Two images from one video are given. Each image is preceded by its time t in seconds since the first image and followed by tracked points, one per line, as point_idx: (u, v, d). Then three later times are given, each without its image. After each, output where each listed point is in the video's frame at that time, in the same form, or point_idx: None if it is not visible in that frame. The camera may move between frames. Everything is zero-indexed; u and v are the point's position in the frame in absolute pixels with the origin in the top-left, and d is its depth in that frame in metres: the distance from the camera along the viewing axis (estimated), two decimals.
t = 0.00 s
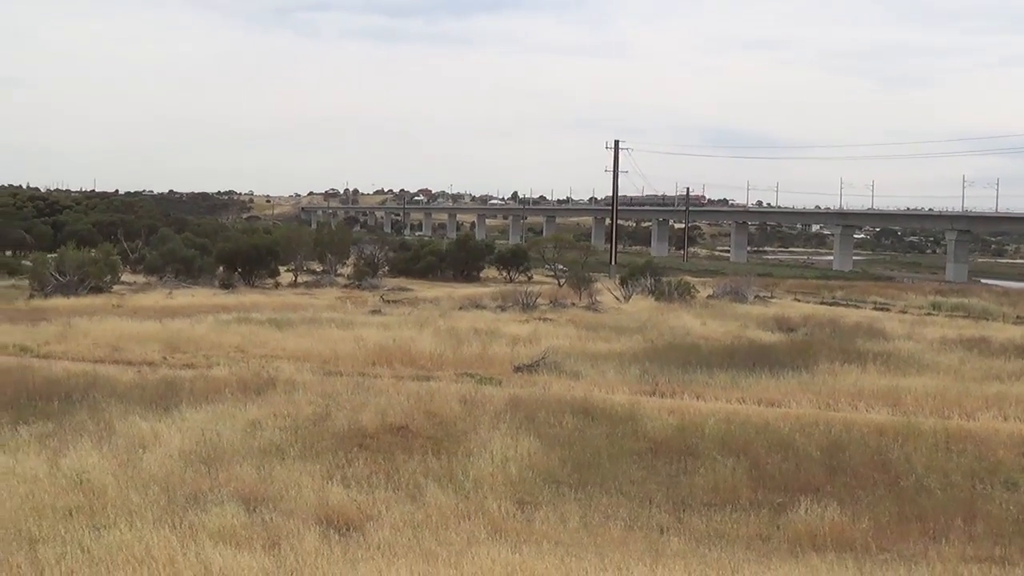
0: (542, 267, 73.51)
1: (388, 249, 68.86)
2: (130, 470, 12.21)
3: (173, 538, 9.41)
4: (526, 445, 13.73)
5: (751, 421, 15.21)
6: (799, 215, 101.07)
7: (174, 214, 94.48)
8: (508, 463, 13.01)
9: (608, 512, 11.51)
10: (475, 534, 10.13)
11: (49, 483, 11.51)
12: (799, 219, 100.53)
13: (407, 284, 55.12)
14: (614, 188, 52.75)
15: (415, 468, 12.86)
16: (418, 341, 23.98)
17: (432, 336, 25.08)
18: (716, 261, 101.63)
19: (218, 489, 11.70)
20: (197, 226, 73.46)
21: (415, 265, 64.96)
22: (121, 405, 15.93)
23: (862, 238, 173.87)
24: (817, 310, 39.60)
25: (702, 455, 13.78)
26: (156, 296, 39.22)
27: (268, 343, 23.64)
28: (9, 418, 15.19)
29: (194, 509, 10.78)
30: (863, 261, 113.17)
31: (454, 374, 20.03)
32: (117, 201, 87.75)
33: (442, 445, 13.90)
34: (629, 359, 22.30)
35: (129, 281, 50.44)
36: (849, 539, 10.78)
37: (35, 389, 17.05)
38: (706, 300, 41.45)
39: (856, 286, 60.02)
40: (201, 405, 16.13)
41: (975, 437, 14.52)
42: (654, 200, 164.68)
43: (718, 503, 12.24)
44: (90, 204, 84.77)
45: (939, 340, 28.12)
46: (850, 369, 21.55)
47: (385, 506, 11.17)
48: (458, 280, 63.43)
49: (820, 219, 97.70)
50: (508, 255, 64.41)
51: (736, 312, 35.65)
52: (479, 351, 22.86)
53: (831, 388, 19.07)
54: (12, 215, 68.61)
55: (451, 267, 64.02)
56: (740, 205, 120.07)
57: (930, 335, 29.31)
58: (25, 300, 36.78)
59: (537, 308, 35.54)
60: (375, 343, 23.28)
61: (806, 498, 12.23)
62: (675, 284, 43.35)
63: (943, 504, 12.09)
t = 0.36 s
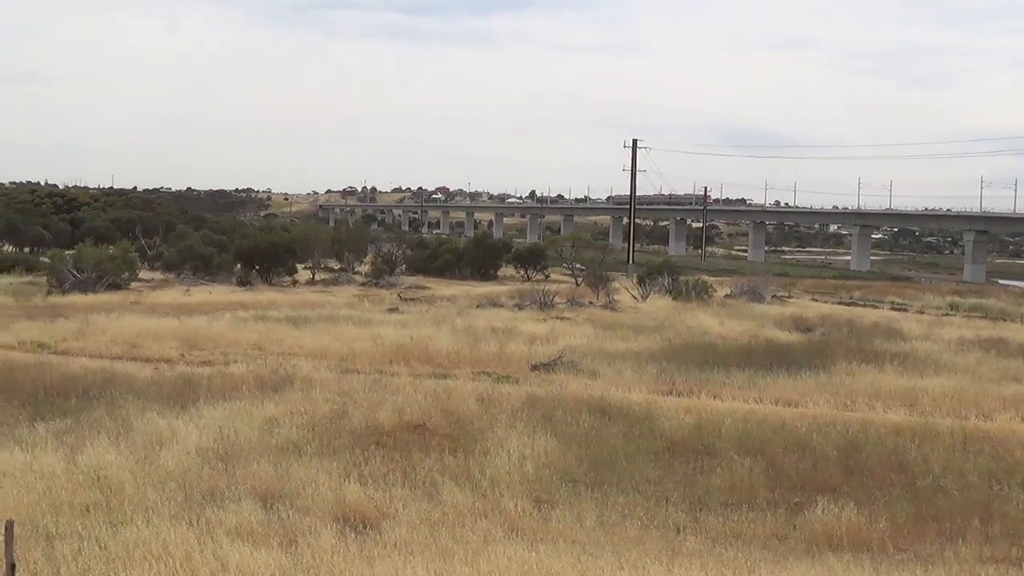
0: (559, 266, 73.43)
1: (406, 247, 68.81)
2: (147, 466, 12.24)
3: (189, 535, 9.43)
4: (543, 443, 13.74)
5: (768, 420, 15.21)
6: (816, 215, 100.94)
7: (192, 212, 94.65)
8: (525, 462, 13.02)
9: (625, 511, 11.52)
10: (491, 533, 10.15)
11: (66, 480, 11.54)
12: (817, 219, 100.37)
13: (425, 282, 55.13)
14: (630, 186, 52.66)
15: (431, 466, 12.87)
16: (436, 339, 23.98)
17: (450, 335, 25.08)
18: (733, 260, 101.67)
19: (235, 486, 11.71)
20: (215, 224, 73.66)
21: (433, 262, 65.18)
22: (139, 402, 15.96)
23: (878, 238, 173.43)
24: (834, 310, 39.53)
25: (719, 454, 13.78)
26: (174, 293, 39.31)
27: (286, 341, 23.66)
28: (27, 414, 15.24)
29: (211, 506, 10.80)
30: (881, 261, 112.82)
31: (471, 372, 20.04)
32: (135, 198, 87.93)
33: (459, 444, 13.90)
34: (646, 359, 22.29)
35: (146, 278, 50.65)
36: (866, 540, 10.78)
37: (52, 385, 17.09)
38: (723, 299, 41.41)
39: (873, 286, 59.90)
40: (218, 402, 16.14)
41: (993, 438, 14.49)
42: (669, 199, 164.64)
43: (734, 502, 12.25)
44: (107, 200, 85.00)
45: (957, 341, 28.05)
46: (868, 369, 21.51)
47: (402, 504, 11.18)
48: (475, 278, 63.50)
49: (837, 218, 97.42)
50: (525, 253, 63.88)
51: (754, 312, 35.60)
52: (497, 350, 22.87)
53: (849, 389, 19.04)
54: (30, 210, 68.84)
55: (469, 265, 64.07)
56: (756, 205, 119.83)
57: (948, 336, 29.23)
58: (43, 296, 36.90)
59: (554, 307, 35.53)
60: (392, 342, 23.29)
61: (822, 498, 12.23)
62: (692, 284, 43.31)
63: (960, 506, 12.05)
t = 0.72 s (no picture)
0: (574, 264, 73.26)
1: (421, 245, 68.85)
2: (163, 464, 12.27)
3: (206, 532, 9.45)
4: (558, 441, 13.75)
5: (784, 418, 15.20)
6: (831, 212, 100.79)
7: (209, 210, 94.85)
8: (540, 459, 13.02)
9: (640, 509, 11.51)
10: (508, 530, 10.16)
11: (83, 478, 11.57)
12: (832, 216, 100.18)
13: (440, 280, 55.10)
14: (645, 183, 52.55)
15: (447, 463, 12.88)
16: (451, 337, 24.00)
17: (465, 332, 25.09)
18: (749, 258, 101.69)
19: (250, 484, 11.73)
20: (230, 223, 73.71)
21: (449, 261, 65.43)
22: (155, 400, 15.99)
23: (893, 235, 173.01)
24: (849, 307, 39.43)
25: (735, 452, 13.75)
26: (190, 291, 39.42)
27: (301, 339, 23.69)
28: (44, 412, 15.29)
29: (226, 504, 10.82)
30: (897, 258, 112.45)
31: (487, 370, 20.06)
32: (150, 196, 88.21)
33: (475, 441, 13.92)
34: (662, 356, 22.28)
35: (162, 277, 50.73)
36: (882, 538, 10.76)
37: (67, 383, 17.14)
38: (739, 296, 41.35)
39: (888, 283, 59.72)
40: (234, 400, 16.17)
41: (1010, 435, 14.45)
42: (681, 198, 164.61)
43: (750, 500, 12.23)
44: (124, 199, 85.26)
45: (974, 337, 27.95)
46: (883, 366, 21.46)
47: (418, 502, 11.19)
48: (490, 275, 63.40)
49: (853, 215, 97.29)
50: (540, 251, 63.72)
51: (769, 309, 35.53)
52: (512, 347, 22.89)
53: (865, 386, 19.01)
54: (47, 210, 69.09)
55: (484, 263, 64.01)
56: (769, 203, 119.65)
57: (964, 333, 29.14)
58: (60, 294, 37.02)
59: (569, 305, 35.54)
60: (407, 339, 23.31)
61: (838, 496, 12.22)
62: (707, 281, 43.27)
63: (977, 504, 12.01)
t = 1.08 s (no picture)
0: (589, 264, 73.20)
1: (435, 246, 68.87)
2: (178, 466, 12.30)
3: (222, 533, 9.48)
4: (574, 442, 13.75)
5: (800, 418, 15.18)
6: (846, 211, 100.47)
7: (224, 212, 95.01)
8: (556, 460, 13.02)
9: (657, 510, 11.50)
10: (524, 531, 10.16)
11: (99, 480, 11.60)
12: (847, 215, 99.84)
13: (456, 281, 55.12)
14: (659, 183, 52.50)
15: (463, 465, 12.88)
16: (467, 338, 24.00)
17: (480, 333, 25.10)
18: (765, 258, 101.62)
19: (266, 485, 11.74)
20: (246, 224, 73.80)
21: (463, 262, 65.66)
22: (171, 401, 16.03)
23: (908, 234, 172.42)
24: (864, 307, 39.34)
25: (751, 452, 13.74)
26: (205, 293, 39.53)
27: (316, 340, 23.73)
28: (60, 414, 15.34)
29: (242, 506, 10.83)
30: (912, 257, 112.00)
31: (503, 371, 20.05)
32: (166, 198, 88.32)
33: (491, 442, 13.92)
34: (678, 356, 22.27)
35: (178, 279, 50.82)
36: (899, 538, 10.73)
37: (82, 385, 17.20)
38: (754, 296, 41.28)
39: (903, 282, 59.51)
40: (251, 401, 16.19)
41: None
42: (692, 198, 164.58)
43: (766, 500, 12.21)
44: (139, 202, 85.44)
45: (992, 337, 27.82)
46: (900, 365, 21.41)
47: (433, 503, 11.19)
48: (505, 276, 63.35)
49: (869, 214, 96.92)
50: (556, 251, 63.71)
51: (784, 308, 35.44)
52: (528, 348, 22.89)
53: (881, 385, 18.97)
54: (62, 212, 69.27)
55: (499, 263, 63.98)
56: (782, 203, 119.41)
57: (981, 332, 29.03)
58: (76, 296, 37.15)
59: (584, 305, 35.54)
60: (423, 340, 23.33)
61: (855, 496, 12.20)
62: (722, 281, 43.23)
63: (994, 503, 11.96)
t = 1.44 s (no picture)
0: (601, 267, 73.14)
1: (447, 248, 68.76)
2: (190, 468, 12.32)
3: (234, 535, 9.51)
4: (586, 445, 13.76)
5: (812, 421, 15.17)
6: (856, 214, 100.20)
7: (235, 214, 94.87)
8: (568, 463, 13.03)
9: (668, 512, 11.50)
10: (536, 534, 10.16)
11: (110, 482, 11.63)
12: (858, 217, 99.54)
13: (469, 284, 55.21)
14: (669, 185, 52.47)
15: (474, 467, 12.89)
16: (478, 341, 23.99)
17: (491, 336, 25.09)
18: (778, 260, 101.53)
19: (278, 487, 11.76)
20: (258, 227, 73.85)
21: (475, 262, 65.81)
22: (183, 404, 16.06)
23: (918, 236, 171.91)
24: (876, 309, 39.27)
25: (763, 455, 13.73)
26: (217, 294, 39.58)
27: (328, 343, 23.75)
28: (73, 416, 15.37)
29: (253, 507, 10.85)
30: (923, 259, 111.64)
31: (514, 373, 20.06)
32: (178, 201, 88.28)
33: (503, 444, 13.93)
34: (690, 359, 22.26)
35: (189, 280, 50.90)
36: (911, 541, 10.72)
37: (93, 387, 17.24)
38: (766, 299, 41.20)
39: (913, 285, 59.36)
40: (262, 403, 16.21)
41: None
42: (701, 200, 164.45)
43: (778, 503, 12.20)
44: (152, 204, 85.47)
45: (1004, 340, 27.73)
46: (912, 369, 21.37)
47: (445, 505, 11.19)
48: (518, 279, 63.35)
49: (881, 216, 96.57)
50: (567, 253, 64.02)
51: (795, 311, 35.36)
52: (540, 350, 22.89)
53: (893, 389, 18.95)
54: (74, 213, 69.26)
55: (511, 266, 63.98)
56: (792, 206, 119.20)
57: (993, 335, 28.94)
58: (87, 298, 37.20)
59: (596, 307, 35.51)
60: (434, 343, 23.34)
61: (866, 499, 12.19)
62: (734, 284, 43.17)
63: (1006, 507, 11.93)
